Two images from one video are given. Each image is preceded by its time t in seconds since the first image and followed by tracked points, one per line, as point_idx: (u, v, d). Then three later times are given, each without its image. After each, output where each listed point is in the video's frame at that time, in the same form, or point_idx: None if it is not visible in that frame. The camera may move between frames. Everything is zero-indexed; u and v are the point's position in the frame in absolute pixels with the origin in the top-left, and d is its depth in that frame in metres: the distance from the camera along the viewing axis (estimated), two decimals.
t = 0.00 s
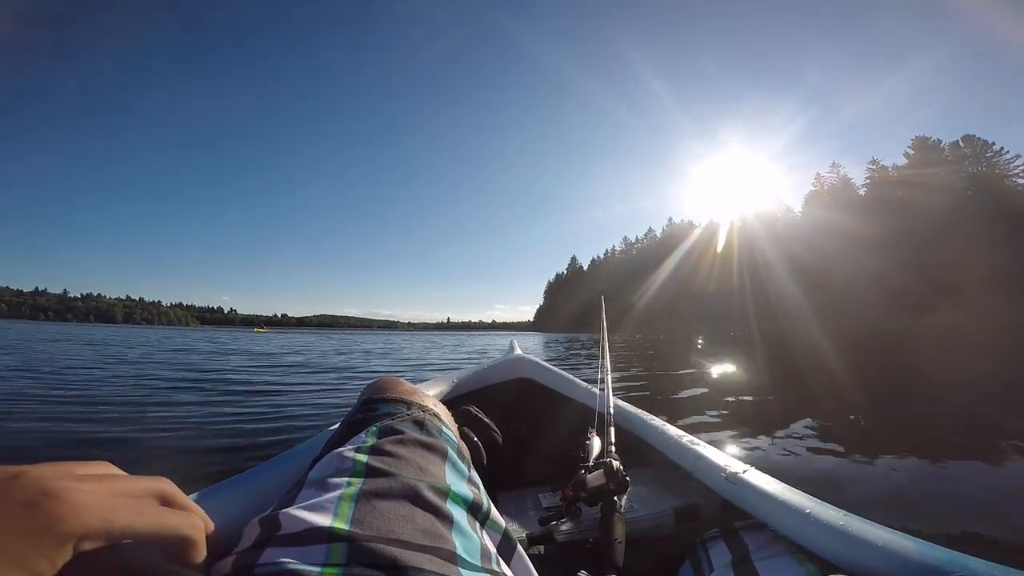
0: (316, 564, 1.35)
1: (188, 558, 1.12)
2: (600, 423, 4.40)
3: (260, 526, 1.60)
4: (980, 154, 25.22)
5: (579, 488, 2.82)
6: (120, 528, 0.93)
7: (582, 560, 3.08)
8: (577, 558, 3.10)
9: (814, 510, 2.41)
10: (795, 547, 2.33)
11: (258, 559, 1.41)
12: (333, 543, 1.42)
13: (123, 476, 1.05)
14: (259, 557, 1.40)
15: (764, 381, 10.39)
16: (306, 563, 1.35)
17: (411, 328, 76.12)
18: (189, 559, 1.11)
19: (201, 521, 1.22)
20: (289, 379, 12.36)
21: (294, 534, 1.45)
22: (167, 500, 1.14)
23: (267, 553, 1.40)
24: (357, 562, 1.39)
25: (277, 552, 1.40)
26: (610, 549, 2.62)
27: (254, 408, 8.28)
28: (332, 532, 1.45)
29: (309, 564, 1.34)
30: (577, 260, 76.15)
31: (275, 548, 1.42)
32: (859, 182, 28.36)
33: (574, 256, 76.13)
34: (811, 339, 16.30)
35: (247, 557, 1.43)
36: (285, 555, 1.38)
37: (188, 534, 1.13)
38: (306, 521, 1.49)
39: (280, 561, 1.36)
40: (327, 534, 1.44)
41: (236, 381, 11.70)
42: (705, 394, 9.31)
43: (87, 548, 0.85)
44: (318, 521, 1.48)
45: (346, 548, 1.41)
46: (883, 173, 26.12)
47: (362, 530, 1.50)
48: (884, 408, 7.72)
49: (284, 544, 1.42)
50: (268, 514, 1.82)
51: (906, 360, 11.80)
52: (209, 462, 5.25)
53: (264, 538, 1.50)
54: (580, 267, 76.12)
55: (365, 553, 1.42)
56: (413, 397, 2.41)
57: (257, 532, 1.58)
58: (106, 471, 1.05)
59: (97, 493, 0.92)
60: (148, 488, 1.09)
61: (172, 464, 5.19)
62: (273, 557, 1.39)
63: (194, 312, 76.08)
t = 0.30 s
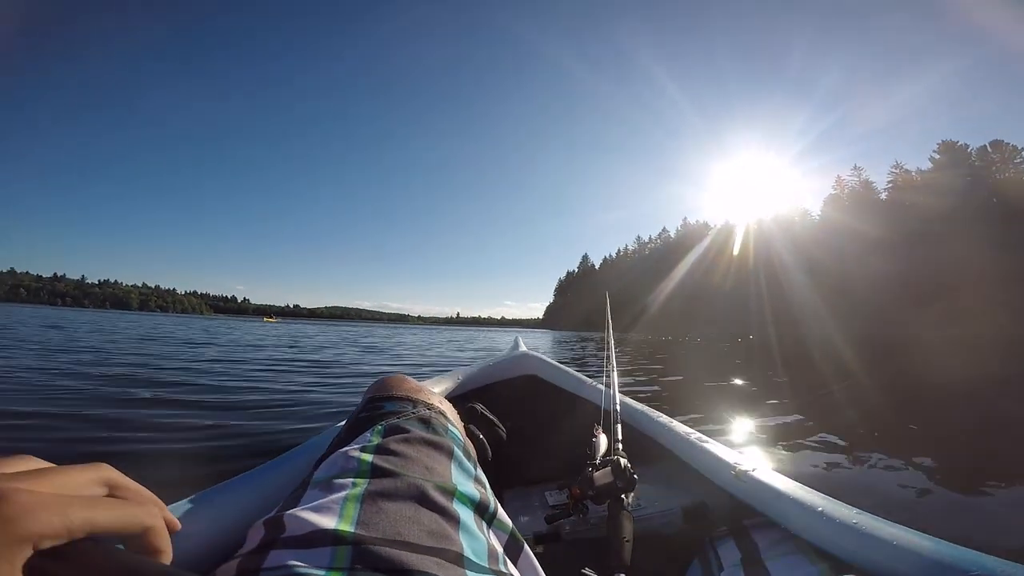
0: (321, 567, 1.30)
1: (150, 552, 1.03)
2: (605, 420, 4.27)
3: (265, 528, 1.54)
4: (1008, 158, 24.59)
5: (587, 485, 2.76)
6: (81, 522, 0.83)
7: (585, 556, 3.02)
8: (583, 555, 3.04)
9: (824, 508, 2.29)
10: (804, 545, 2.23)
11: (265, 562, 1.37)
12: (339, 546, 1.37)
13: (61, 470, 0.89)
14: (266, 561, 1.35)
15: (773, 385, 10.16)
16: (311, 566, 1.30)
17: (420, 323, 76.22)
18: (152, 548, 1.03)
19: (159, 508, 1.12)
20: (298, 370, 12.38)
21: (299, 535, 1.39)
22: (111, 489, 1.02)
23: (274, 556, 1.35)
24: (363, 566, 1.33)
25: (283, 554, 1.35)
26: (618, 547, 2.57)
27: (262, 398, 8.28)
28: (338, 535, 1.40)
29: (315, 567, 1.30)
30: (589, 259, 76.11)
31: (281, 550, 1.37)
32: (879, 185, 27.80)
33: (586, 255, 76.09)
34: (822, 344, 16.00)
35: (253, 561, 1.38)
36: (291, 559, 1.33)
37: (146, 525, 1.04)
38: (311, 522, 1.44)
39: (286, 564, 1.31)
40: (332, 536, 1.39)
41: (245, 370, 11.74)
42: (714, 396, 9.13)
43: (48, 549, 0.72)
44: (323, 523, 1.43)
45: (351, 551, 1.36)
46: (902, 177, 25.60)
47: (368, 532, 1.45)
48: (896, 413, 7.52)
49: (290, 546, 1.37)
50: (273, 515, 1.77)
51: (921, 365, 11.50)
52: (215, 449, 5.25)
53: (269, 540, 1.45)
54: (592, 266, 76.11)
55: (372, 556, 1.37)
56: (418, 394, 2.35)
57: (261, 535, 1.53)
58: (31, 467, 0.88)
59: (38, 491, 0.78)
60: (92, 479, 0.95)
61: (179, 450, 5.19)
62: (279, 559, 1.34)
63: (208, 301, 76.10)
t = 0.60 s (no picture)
0: None
1: (177, 548, 1.00)
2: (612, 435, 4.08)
3: (274, 538, 1.47)
4: None
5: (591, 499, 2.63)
6: (114, 520, 0.83)
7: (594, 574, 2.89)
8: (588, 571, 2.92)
9: (831, 524, 2.23)
10: (810, 562, 2.16)
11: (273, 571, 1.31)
12: (350, 557, 1.29)
13: (86, 470, 0.92)
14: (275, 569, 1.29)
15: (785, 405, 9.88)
16: None
17: (429, 330, 76.18)
18: (179, 547, 0.99)
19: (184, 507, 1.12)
20: (305, 373, 12.34)
21: (310, 545, 1.32)
22: (144, 489, 1.02)
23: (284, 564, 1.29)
24: None
25: (292, 563, 1.28)
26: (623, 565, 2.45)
27: (269, 400, 8.24)
28: (349, 544, 1.32)
29: None
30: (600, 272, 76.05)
31: (291, 560, 1.29)
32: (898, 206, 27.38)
33: (597, 268, 76.13)
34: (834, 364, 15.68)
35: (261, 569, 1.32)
36: (301, 569, 1.26)
37: (178, 518, 1.03)
38: (321, 532, 1.36)
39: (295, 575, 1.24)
40: (342, 547, 1.31)
41: (252, 372, 11.71)
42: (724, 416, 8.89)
43: (74, 544, 0.75)
44: (334, 534, 1.35)
45: (363, 562, 1.28)
46: (920, 198, 25.18)
47: (380, 543, 1.37)
48: (910, 435, 7.29)
49: (299, 556, 1.30)
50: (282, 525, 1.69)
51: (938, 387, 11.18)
52: (220, 450, 5.20)
53: (280, 549, 1.38)
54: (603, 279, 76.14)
55: (385, 568, 1.28)
56: (428, 405, 2.28)
57: (270, 544, 1.46)
58: (60, 468, 0.91)
59: (72, 487, 0.80)
60: (122, 479, 0.97)
61: (184, 450, 5.14)
62: (288, 568, 1.27)
63: (220, 299, 76.06)
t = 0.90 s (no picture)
0: None
1: (187, 552, 0.95)
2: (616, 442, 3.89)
3: (281, 541, 1.41)
4: None
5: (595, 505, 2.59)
6: (127, 521, 0.78)
7: None
8: None
9: (835, 530, 2.21)
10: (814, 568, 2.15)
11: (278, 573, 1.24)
12: (360, 560, 1.23)
13: (98, 469, 0.87)
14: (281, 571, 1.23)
15: (793, 418, 9.71)
16: None
17: (435, 332, 76.17)
18: (189, 550, 0.94)
19: (195, 510, 1.07)
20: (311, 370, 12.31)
21: (319, 547, 1.26)
22: (154, 490, 0.97)
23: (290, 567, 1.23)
24: None
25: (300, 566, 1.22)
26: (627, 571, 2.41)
27: (274, 395, 8.22)
28: (358, 547, 1.26)
29: None
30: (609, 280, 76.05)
31: (298, 563, 1.23)
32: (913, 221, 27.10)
33: (605, 276, 76.11)
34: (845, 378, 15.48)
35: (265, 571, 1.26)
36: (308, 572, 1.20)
37: (188, 520, 0.98)
38: (330, 534, 1.30)
39: None
40: (352, 549, 1.25)
41: (258, 367, 11.69)
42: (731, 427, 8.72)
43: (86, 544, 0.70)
44: (344, 536, 1.29)
45: (374, 565, 1.22)
46: (936, 212, 24.85)
47: (390, 546, 1.31)
48: (920, 448, 7.13)
49: (307, 558, 1.24)
50: (288, 527, 1.63)
51: (950, 401, 10.96)
52: (223, 442, 5.17)
53: (288, 550, 1.32)
54: (611, 287, 76.10)
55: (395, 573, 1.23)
56: (435, 409, 2.22)
57: (278, 546, 1.40)
58: (71, 467, 0.86)
59: (85, 486, 0.75)
60: (132, 479, 0.91)
61: (188, 440, 5.11)
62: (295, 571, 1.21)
63: (229, 294, 76.12)
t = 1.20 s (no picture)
0: None
1: (194, 558, 0.92)
2: (619, 444, 3.86)
3: (285, 546, 1.38)
4: None
5: (600, 507, 2.58)
6: (136, 526, 0.76)
7: None
8: None
9: (841, 530, 2.17)
10: (817, 567, 2.12)
11: None
12: (365, 563, 1.20)
13: (106, 474, 0.85)
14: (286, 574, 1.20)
15: (798, 423, 9.62)
16: None
17: (440, 333, 76.17)
18: (196, 557, 0.91)
19: (202, 516, 1.04)
20: (314, 371, 12.29)
21: (323, 552, 1.23)
22: (163, 495, 0.94)
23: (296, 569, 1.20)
24: None
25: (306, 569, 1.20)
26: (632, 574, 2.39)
27: (278, 395, 8.20)
28: (364, 550, 1.24)
29: None
30: (614, 283, 76.01)
31: (303, 567, 1.20)
32: (923, 224, 26.88)
33: (610, 279, 76.06)
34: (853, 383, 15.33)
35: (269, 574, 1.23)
36: None
37: (196, 526, 0.95)
38: (335, 538, 1.27)
39: None
40: (358, 552, 1.22)
41: (261, 367, 11.66)
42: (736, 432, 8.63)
43: (94, 550, 0.68)
44: (348, 540, 1.26)
45: (379, 570, 1.19)
46: (947, 218, 24.60)
47: (395, 550, 1.28)
48: (927, 453, 7.03)
49: (311, 562, 1.21)
50: (292, 532, 1.60)
51: (961, 405, 10.81)
52: (227, 442, 5.15)
53: (293, 555, 1.29)
54: (616, 290, 76.03)
55: None
56: (438, 411, 2.19)
57: (282, 551, 1.37)
58: (78, 473, 0.84)
59: (93, 490, 0.73)
60: (141, 483, 0.89)
61: (191, 440, 5.09)
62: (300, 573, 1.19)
63: (235, 293, 76.13)
